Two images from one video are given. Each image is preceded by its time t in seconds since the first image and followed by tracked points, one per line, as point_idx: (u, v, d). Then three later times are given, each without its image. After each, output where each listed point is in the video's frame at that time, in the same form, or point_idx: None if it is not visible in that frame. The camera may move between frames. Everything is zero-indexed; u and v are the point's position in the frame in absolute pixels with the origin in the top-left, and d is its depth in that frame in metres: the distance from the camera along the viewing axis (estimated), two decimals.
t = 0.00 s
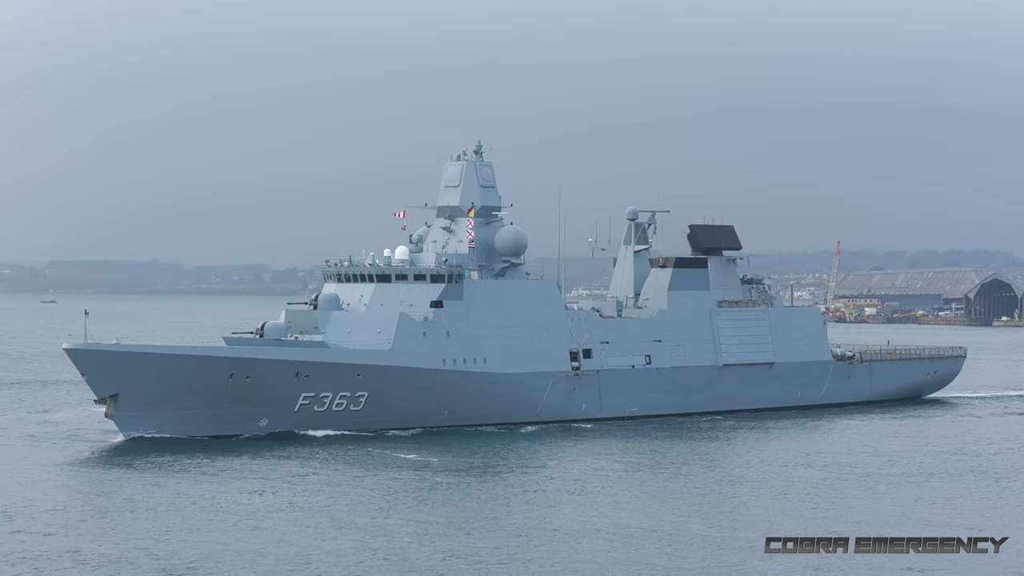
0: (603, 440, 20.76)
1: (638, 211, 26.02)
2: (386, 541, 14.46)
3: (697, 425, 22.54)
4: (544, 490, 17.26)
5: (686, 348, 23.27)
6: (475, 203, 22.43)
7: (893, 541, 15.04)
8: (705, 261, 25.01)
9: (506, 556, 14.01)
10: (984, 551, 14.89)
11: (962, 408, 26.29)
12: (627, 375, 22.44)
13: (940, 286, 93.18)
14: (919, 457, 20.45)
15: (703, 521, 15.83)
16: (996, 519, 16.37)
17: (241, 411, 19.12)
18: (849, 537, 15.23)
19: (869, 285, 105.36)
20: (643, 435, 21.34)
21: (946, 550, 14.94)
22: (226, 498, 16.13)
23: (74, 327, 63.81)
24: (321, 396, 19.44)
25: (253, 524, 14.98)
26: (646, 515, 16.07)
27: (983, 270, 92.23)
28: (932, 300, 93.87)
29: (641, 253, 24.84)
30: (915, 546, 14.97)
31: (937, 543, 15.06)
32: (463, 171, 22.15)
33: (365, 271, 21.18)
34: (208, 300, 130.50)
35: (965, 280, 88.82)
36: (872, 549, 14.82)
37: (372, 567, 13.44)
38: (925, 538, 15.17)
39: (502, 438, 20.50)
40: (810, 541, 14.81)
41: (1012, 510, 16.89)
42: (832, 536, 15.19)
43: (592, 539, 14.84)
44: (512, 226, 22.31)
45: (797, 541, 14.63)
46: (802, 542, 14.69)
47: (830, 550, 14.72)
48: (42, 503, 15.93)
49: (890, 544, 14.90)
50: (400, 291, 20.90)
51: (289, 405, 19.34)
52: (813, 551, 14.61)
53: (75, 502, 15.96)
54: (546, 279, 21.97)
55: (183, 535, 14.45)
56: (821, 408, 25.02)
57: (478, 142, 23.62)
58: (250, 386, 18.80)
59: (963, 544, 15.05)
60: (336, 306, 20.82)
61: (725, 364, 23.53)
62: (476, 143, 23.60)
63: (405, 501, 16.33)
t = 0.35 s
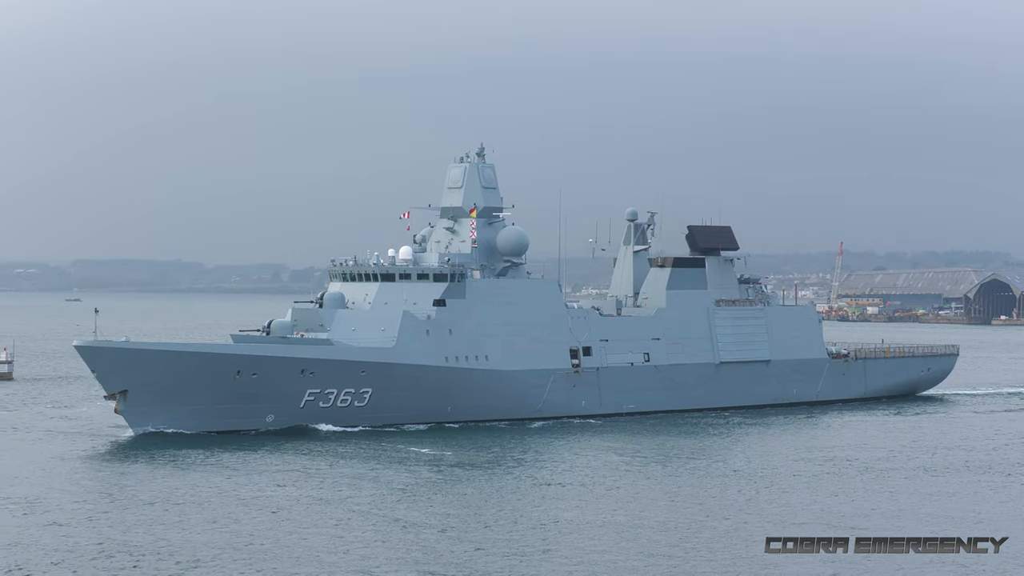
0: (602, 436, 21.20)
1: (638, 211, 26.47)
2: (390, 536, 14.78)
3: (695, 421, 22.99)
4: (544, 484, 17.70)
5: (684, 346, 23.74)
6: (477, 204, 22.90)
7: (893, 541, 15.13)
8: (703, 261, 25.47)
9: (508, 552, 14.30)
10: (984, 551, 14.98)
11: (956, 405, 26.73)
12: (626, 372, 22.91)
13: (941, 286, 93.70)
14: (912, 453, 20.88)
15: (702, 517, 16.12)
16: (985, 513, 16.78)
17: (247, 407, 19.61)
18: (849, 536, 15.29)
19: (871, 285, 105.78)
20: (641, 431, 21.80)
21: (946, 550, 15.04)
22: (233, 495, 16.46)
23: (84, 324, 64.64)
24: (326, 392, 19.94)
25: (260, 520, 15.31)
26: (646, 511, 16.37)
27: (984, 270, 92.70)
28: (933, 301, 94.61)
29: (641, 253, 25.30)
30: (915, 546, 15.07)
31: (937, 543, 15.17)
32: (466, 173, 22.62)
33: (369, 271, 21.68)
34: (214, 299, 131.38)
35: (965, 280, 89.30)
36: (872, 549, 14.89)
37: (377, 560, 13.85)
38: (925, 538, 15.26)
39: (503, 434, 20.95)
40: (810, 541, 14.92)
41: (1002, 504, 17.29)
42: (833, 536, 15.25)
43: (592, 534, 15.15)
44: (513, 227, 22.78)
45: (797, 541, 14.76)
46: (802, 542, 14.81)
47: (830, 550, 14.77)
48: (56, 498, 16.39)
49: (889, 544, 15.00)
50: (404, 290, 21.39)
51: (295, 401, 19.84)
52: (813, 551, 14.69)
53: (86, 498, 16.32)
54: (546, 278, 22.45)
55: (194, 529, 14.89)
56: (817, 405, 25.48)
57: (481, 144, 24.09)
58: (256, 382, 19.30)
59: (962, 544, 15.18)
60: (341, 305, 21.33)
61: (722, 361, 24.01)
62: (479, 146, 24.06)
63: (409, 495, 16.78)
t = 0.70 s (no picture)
0: (603, 433, 21.67)
1: (638, 213, 26.98)
2: (398, 533, 15.18)
3: (694, 418, 23.47)
4: (545, 479, 18.19)
5: (683, 345, 24.24)
6: (481, 207, 23.41)
7: (893, 541, 15.32)
8: (702, 262, 25.97)
9: (512, 548, 14.65)
10: (984, 551, 15.14)
11: (950, 403, 27.20)
12: (626, 370, 23.42)
13: (943, 287, 94.19)
14: (906, 450, 21.31)
15: (701, 515, 16.48)
16: (973, 507, 17.24)
17: (256, 403, 20.14)
18: (849, 537, 15.46)
19: (874, 286, 106.13)
20: (641, 428, 22.29)
21: (947, 550, 15.19)
22: (243, 492, 16.85)
23: (98, 324, 65.71)
24: (333, 390, 20.47)
25: (270, 516, 15.69)
26: (647, 509, 16.74)
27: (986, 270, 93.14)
28: (935, 301, 95.04)
29: (641, 254, 25.79)
30: (914, 547, 15.22)
31: (937, 543, 15.34)
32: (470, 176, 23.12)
33: (375, 271, 22.21)
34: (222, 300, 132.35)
35: (967, 281, 89.78)
36: (872, 549, 15.04)
37: (384, 552, 14.34)
38: (924, 538, 15.43)
39: (506, 431, 21.44)
40: (810, 541, 15.13)
41: (991, 499, 17.75)
42: (833, 536, 15.43)
43: (594, 531, 15.52)
44: (516, 228, 23.28)
45: (797, 541, 14.93)
46: (802, 542, 14.99)
47: (830, 550, 14.97)
48: (72, 491, 16.91)
49: (889, 544, 15.18)
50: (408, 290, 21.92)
51: (302, 398, 20.37)
52: (813, 551, 14.88)
53: (100, 495, 16.74)
54: (548, 278, 22.96)
55: (206, 522, 15.39)
56: (813, 402, 25.97)
57: (485, 148, 24.60)
58: (265, 379, 19.83)
59: (962, 544, 15.33)
60: (347, 304, 21.85)
61: (720, 360, 24.51)
62: (482, 149, 24.56)
63: (414, 490, 17.27)
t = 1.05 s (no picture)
0: (604, 434, 21.54)
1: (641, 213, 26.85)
2: (396, 533, 15.07)
3: (696, 419, 23.33)
4: (545, 480, 18.08)
5: (687, 345, 24.11)
6: (482, 206, 23.30)
7: (893, 541, 15.13)
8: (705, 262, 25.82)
9: (510, 548, 14.53)
10: (984, 551, 14.96)
11: (956, 403, 26.99)
12: (629, 371, 23.30)
13: (955, 288, 93.87)
14: (909, 450, 21.13)
15: (701, 515, 16.35)
16: (976, 508, 17.06)
17: (257, 404, 20.05)
18: (848, 537, 15.33)
19: (885, 286, 105.74)
20: (643, 429, 22.16)
21: (947, 550, 14.98)
22: (240, 493, 16.75)
23: (110, 323, 65.97)
24: (333, 390, 20.37)
25: (268, 517, 15.60)
26: (646, 509, 16.61)
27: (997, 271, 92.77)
28: (947, 301, 94.73)
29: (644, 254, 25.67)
30: (914, 546, 15.03)
31: (937, 543, 15.16)
32: (471, 176, 23.03)
33: (376, 271, 22.12)
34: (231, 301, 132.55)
35: (979, 281, 89.46)
36: (872, 549, 14.88)
37: (380, 552, 14.23)
38: (925, 538, 15.24)
39: (507, 432, 21.33)
40: (810, 541, 14.97)
41: (995, 500, 17.56)
42: (833, 536, 15.29)
43: (594, 531, 15.41)
44: (518, 228, 23.17)
45: (797, 541, 14.77)
46: (802, 542, 14.84)
47: (830, 550, 14.81)
48: (70, 492, 16.86)
49: (890, 544, 14.98)
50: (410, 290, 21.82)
51: (303, 399, 20.27)
52: (813, 551, 14.72)
53: (97, 495, 16.67)
54: (550, 279, 22.84)
55: (203, 522, 15.31)
56: (817, 403, 25.81)
57: (487, 148, 24.50)
58: (265, 379, 19.74)
59: (962, 544, 15.15)
60: (349, 305, 21.77)
61: (724, 360, 24.38)
62: (484, 150, 24.44)
63: (413, 490, 17.15)
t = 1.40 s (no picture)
0: (606, 434, 21.39)
1: (645, 212, 26.70)
2: (392, 533, 14.94)
3: (699, 419, 23.17)
4: (544, 480, 17.93)
5: (690, 345, 23.95)
6: (483, 205, 23.17)
7: (893, 541, 14.92)
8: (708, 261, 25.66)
9: (506, 548, 14.39)
10: (985, 551, 14.76)
11: (963, 403, 26.76)
12: (632, 370, 23.14)
13: (967, 287, 93.47)
14: (913, 449, 20.92)
15: (701, 514, 16.19)
16: (979, 508, 16.85)
17: (257, 404, 19.94)
18: (849, 537, 15.14)
19: (898, 286, 105.28)
20: (646, 428, 22.01)
21: (947, 550, 14.81)
22: (236, 494, 16.64)
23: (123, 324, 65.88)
24: (333, 390, 20.26)
25: (262, 518, 15.48)
26: (645, 509, 16.46)
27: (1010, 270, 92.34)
28: (959, 301, 94.34)
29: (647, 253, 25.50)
30: (915, 546, 14.83)
31: (937, 543, 14.96)
32: (472, 175, 22.90)
33: (377, 271, 22.00)
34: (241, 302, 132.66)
35: (992, 280, 89.04)
36: (872, 549, 14.69)
37: (375, 553, 14.11)
38: (925, 538, 15.05)
39: (508, 432, 21.19)
40: (810, 541, 14.80)
41: (999, 499, 17.34)
42: (833, 536, 15.12)
43: (592, 530, 15.27)
44: (519, 227, 23.03)
45: (797, 541, 14.62)
46: (802, 542, 14.67)
47: (830, 550, 14.64)
48: (67, 493, 16.80)
49: (890, 544, 14.79)
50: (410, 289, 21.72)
51: (302, 399, 20.16)
52: (813, 551, 14.54)
53: (92, 497, 16.58)
54: (552, 278, 22.71)
55: (199, 523, 15.21)
56: (822, 402, 25.63)
57: (488, 147, 24.37)
58: (264, 379, 19.63)
59: (963, 544, 14.94)
60: (349, 304, 21.65)
61: (727, 360, 24.21)
62: (485, 149, 24.30)
63: (412, 491, 17.02)
